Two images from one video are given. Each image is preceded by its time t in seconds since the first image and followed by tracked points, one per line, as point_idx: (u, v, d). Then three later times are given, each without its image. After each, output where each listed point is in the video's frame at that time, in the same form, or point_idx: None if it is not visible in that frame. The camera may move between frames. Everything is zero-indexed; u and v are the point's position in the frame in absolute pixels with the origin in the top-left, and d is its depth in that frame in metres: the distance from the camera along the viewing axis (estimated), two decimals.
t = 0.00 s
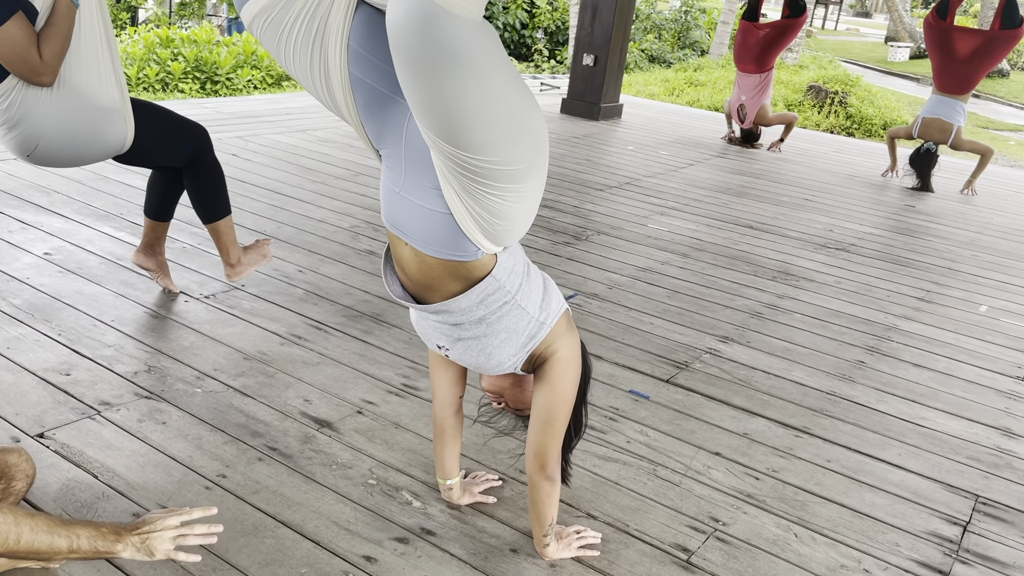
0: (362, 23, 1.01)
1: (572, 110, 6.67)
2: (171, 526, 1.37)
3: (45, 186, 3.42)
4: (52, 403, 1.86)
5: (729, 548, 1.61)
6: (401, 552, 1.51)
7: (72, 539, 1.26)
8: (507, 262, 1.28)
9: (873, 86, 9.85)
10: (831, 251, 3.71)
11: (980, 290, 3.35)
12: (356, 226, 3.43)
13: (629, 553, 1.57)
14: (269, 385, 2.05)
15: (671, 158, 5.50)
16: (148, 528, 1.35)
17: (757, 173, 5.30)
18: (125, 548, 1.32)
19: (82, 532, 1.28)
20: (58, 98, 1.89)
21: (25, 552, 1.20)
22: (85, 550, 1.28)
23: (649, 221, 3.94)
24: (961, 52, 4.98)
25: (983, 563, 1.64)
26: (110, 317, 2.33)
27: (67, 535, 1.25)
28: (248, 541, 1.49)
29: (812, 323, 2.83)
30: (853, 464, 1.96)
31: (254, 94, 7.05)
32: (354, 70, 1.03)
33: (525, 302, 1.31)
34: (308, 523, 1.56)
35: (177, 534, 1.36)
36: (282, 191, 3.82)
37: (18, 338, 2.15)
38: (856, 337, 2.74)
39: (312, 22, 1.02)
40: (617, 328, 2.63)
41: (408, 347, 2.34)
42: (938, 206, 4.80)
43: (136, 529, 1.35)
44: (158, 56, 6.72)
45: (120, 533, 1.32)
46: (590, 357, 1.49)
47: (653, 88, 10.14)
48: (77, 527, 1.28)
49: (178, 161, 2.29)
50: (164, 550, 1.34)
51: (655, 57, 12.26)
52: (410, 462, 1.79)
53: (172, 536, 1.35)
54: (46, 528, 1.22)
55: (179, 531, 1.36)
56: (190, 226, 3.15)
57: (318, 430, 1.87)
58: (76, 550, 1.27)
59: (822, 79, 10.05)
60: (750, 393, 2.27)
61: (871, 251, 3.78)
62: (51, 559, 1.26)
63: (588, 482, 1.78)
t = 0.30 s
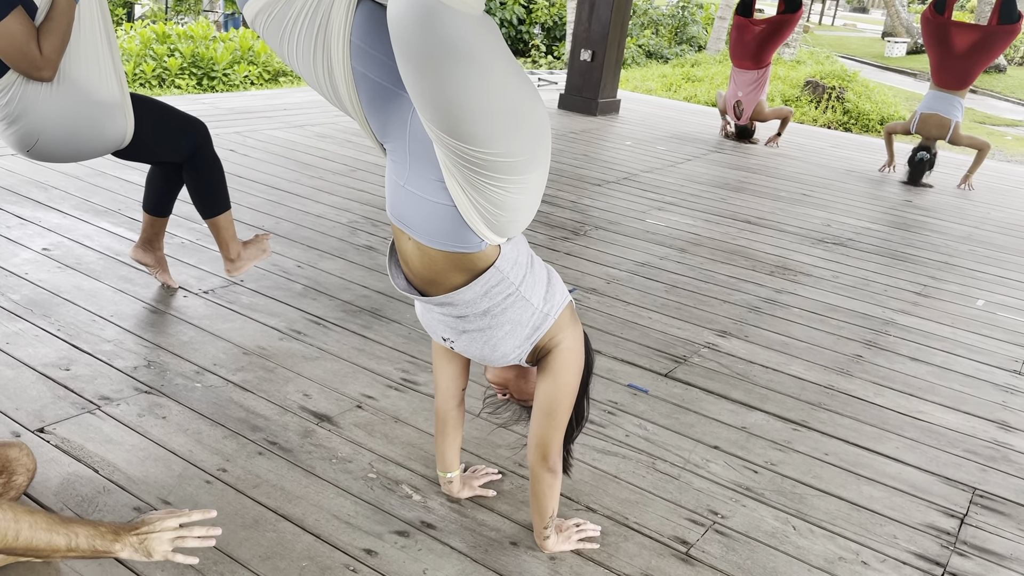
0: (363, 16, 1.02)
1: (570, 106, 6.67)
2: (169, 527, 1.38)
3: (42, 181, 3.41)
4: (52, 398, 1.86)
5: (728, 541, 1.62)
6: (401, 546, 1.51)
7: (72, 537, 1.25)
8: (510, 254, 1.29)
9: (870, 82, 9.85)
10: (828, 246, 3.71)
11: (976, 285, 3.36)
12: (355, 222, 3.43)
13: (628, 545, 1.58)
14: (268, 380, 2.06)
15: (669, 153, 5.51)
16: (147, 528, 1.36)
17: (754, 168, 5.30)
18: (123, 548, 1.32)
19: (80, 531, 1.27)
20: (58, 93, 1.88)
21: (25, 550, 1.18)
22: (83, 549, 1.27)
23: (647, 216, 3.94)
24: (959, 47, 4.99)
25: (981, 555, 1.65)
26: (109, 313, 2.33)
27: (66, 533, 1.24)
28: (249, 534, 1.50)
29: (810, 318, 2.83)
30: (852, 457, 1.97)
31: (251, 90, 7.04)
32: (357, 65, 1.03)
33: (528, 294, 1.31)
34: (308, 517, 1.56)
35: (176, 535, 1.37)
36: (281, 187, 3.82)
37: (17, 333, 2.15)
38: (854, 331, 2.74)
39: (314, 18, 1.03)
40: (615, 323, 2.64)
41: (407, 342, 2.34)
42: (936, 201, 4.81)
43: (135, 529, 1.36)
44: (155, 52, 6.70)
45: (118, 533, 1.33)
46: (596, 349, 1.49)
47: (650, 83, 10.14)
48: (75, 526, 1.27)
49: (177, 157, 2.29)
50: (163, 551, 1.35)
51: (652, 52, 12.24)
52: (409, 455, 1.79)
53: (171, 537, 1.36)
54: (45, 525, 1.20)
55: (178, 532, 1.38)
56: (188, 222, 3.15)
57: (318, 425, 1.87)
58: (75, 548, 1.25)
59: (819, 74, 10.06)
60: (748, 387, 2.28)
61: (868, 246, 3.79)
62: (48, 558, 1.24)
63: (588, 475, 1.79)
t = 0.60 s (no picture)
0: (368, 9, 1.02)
1: (567, 101, 6.66)
2: (166, 526, 1.37)
3: (39, 176, 3.40)
4: (50, 393, 1.86)
5: (726, 534, 1.62)
6: (401, 539, 1.51)
7: (68, 535, 1.24)
8: (512, 249, 1.29)
9: (867, 77, 9.85)
10: (826, 241, 3.72)
11: (974, 279, 3.37)
12: (352, 216, 3.42)
13: (627, 538, 1.58)
14: (266, 374, 2.06)
15: (666, 148, 5.51)
16: (143, 527, 1.35)
17: (752, 163, 5.30)
18: (119, 547, 1.31)
19: (77, 528, 1.26)
20: (56, 87, 1.88)
21: (19, 546, 1.18)
22: (79, 547, 1.26)
23: (644, 211, 3.94)
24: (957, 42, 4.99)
25: (978, 548, 1.65)
26: (106, 307, 2.33)
27: (62, 530, 1.23)
28: (248, 529, 1.50)
29: (807, 312, 2.84)
30: (849, 451, 1.97)
31: (248, 85, 7.01)
32: (360, 58, 1.04)
33: (530, 288, 1.31)
34: (307, 511, 1.56)
35: (173, 535, 1.36)
36: (278, 182, 3.81)
37: (15, 328, 2.14)
38: (852, 325, 2.75)
39: (320, 12, 1.03)
40: (613, 317, 2.64)
41: (405, 337, 2.34)
42: (933, 196, 4.81)
43: (132, 527, 1.34)
44: (151, 47, 6.67)
45: (114, 531, 1.31)
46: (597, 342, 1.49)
47: (648, 78, 10.12)
48: (72, 523, 1.26)
49: (175, 152, 2.29)
50: (159, 550, 1.34)
51: (650, 48, 12.21)
52: (408, 450, 1.79)
53: (168, 536, 1.36)
54: (42, 522, 1.21)
55: (175, 531, 1.37)
56: (186, 217, 3.14)
57: (316, 419, 1.87)
58: (70, 546, 1.25)
59: (816, 69, 10.04)
60: (746, 381, 2.28)
61: (866, 240, 3.79)
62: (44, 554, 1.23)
63: (586, 469, 1.79)
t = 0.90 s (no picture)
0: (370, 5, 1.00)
1: (565, 96, 6.64)
2: (160, 523, 1.38)
3: (34, 171, 3.39)
4: (44, 389, 1.85)
5: (722, 529, 1.62)
6: (396, 535, 1.51)
7: (61, 532, 1.27)
8: (513, 243, 1.29)
9: (865, 72, 9.84)
10: (822, 236, 3.72)
11: (970, 275, 3.37)
12: (349, 212, 3.42)
13: (622, 534, 1.58)
14: (262, 370, 2.05)
15: (663, 143, 5.50)
16: (138, 524, 1.36)
17: (749, 158, 5.30)
18: (114, 544, 1.32)
19: (71, 526, 1.29)
20: (51, 83, 1.87)
21: (12, 543, 1.22)
22: (72, 544, 1.29)
23: (642, 206, 3.94)
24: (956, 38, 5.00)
25: (973, 544, 1.65)
26: (102, 303, 2.32)
27: (55, 527, 1.26)
28: (243, 525, 1.50)
29: (804, 308, 2.84)
30: (845, 446, 1.97)
31: (245, 80, 6.99)
32: (363, 54, 1.02)
33: (531, 282, 1.31)
34: (303, 507, 1.56)
35: (166, 532, 1.37)
36: (274, 177, 3.80)
37: (10, 323, 2.14)
38: (848, 321, 2.75)
39: (320, 8, 1.01)
40: (610, 313, 2.64)
41: (402, 332, 2.34)
42: (930, 191, 4.81)
43: (127, 524, 1.36)
44: (147, 42, 6.65)
45: (109, 528, 1.33)
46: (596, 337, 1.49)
47: (645, 74, 10.11)
48: (65, 520, 1.29)
49: (171, 146, 2.28)
50: (152, 547, 1.35)
51: (647, 43, 12.19)
52: (404, 445, 1.79)
53: (161, 534, 1.36)
54: (34, 520, 1.24)
55: (169, 529, 1.38)
56: (181, 212, 3.13)
57: (312, 415, 1.87)
58: (64, 543, 1.28)
59: (814, 65, 10.03)
60: (742, 376, 2.28)
61: (863, 236, 3.79)
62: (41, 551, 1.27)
63: (582, 465, 1.79)
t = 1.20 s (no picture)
0: None
1: (564, 91, 6.62)
2: (157, 525, 1.36)
3: (29, 165, 3.37)
4: (39, 384, 1.84)
5: (719, 525, 1.62)
6: (392, 531, 1.51)
7: (55, 532, 1.28)
8: (520, 235, 1.28)
9: (863, 67, 9.82)
10: (820, 231, 3.71)
11: (968, 270, 3.37)
12: (346, 206, 3.40)
13: (619, 530, 1.58)
14: (258, 365, 2.04)
15: (662, 138, 5.48)
16: (134, 525, 1.34)
17: (747, 153, 5.28)
18: (108, 545, 1.31)
19: (66, 526, 1.29)
20: (45, 76, 1.85)
21: (7, 542, 1.23)
22: (67, 544, 1.29)
23: (639, 201, 3.93)
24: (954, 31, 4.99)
25: (970, 539, 1.65)
26: (97, 298, 2.31)
27: (49, 526, 1.27)
28: (238, 521, 1.49)
29: (801, 303, 2.83)
30: (842, 442, 1.97)
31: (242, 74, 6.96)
32: (367, 47, 1.01)
33: (537, 274, 1.31)
34: (298, 502, 1.56)
35: (162, 534, 1.35)
36: (270, 171, 3.78)
37: (5, 318, 2.13)
38: (845, 316, 2.75)
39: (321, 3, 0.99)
40: (607, 308, 2.63)
41: (399, 328, 2.33)
42: (929, 187, 4.80)
43: (123, 525, 1.35)
44: (144, 36, 6.61)
45: (104, 529, 1.32)
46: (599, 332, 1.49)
47: (644, 68, 10.09)
48: (62, 520, 1.29)
49: (165, 141, 2.26)
50: (147, 549, 1.33)
51: (646, 37, 12.16)
52: (401, 441, 1.78)
53: (157, 535, 1.34)
54: (28, 519, 1.25)
55: (165, 531, 1.36)
56: (177, 206, 3.12)
57: (308, 410, 1.86)
58: (59, 543, 1.28)
59: (812, 60, 10.01)
60: (740, 372, 2.28)
61: (861, 231, 3.79)
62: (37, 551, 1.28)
63: (579, 460, 1.79)
